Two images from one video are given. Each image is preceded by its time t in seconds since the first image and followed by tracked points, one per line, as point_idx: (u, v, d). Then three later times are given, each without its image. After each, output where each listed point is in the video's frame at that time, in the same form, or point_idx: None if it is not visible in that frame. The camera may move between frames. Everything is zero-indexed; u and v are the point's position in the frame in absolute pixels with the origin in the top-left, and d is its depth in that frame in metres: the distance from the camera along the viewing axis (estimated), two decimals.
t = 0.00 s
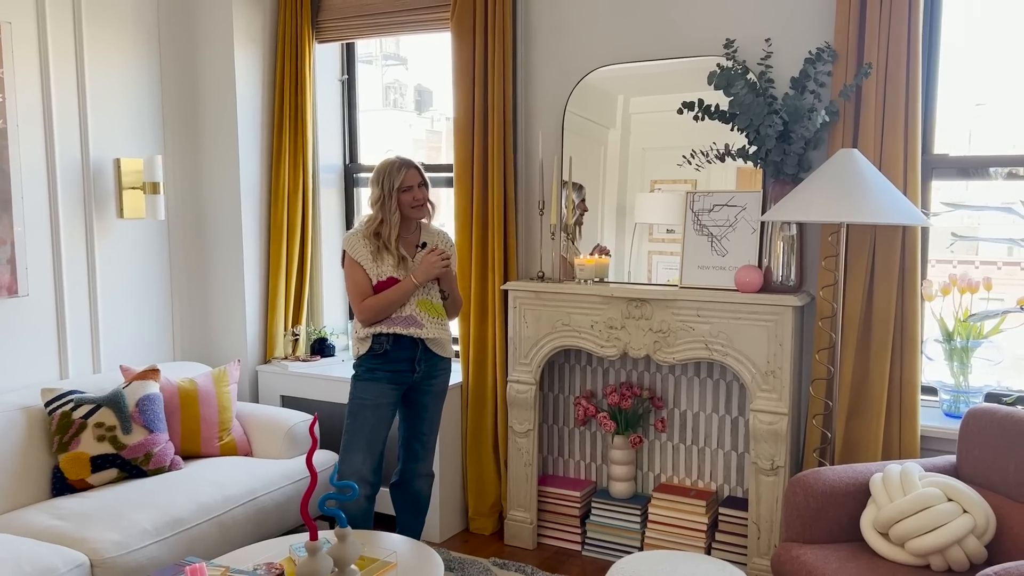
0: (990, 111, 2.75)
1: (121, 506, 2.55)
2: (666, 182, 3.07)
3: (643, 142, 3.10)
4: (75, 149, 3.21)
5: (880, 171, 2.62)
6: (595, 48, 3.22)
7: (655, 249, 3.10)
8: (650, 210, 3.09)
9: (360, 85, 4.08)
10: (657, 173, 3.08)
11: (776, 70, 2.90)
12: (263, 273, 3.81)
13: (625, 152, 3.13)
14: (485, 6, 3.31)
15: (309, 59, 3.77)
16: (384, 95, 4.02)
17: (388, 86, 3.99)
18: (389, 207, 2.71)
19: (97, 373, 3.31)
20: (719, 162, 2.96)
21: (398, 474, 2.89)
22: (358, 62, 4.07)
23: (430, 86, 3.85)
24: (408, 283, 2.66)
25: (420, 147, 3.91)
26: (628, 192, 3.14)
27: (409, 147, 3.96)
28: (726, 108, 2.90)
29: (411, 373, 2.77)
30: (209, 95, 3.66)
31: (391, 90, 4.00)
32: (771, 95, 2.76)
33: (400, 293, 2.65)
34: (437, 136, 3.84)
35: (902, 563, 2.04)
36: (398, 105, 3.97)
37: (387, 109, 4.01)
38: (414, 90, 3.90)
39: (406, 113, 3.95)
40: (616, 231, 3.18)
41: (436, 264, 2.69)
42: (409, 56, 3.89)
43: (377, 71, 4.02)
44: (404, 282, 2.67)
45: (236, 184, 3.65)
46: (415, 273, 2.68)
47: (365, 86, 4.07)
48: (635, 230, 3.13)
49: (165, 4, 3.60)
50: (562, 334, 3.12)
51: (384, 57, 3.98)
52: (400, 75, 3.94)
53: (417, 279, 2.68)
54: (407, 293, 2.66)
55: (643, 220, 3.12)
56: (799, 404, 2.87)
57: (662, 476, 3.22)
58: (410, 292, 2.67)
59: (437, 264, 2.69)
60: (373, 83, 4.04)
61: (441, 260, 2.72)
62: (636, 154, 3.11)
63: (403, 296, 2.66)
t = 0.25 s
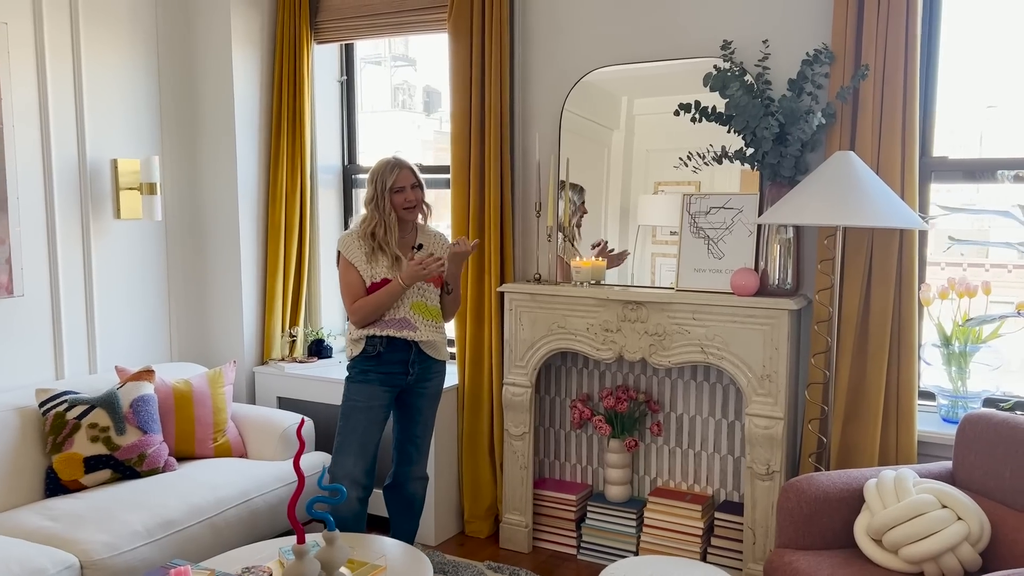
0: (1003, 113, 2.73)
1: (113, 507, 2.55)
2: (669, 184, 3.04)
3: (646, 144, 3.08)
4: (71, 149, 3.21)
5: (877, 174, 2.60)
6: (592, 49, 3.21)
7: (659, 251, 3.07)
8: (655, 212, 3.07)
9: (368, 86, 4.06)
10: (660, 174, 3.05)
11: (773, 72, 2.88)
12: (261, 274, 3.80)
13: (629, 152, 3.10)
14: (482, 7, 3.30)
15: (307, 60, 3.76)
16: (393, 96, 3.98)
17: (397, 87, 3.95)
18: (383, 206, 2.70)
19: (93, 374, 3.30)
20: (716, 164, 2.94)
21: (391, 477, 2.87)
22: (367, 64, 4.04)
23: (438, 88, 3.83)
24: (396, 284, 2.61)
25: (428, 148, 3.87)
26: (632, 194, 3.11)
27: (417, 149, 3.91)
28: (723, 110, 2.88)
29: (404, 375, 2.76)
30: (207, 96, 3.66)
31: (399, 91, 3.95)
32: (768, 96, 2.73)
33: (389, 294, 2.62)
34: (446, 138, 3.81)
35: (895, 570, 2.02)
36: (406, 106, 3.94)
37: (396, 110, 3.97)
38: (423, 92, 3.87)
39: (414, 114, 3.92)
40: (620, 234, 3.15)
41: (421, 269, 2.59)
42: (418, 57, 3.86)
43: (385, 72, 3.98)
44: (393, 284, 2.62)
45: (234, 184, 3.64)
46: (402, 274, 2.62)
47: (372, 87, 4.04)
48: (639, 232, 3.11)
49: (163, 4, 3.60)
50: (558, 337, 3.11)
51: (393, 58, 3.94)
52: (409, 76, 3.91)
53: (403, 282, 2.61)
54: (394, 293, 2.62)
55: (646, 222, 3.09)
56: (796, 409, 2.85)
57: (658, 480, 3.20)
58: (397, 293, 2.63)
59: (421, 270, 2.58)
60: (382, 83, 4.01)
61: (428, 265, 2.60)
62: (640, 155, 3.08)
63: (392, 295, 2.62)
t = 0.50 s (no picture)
0: (1016, 114, 2.70)
1: (110, 507, 2.55)
2: (676, 185, 3.02)
3: (654, 143, 3.05)
4: (73, 150, 3.22)
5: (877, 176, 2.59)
6: (592, 49, 3.19)
7: (665, 252, 3.05)
8: (660, 213, 3.05)
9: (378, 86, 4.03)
10: (667, 174, 3.03)
11: (774, 72, 2.86)
12: (263, 274, 3.81)
13: (636, 153, 3.08)
14: (484, 7, 3.30)
15: (309, 61, 3.76)
16: (404, 97, 3.95)
17: (408, 87, 3.92)
18: (382, 206, 2.66)
19: (94, 373, 3.31)
20: (716, 165, 2.92)
21: (389, 478, 2.85)
22: (377, 64, 4.02)
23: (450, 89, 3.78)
24: (395, 288, 2.57)
25: (439, 149, 3.82)
26: (638, 194, 3.09)
27: (428, 149, 3.86)
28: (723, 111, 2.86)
29: (404, 376, 2.73)
30: (210, 97, 3.66)
31: (410, 91, 3.92)
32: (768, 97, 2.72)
33: (389, 297, 2.58)
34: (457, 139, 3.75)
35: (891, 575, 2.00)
36: (417, 107, 3.91)
37: (407, 111, 3.94)
38: (434, 92, 3.83)
39: (425, 114, 3.88)
40: (626, 236, 3.13)
41: (420, 277, 2.53)
42: (429, 58, 3.83)
43: (396, 72, 3.95)
44: (392, 287, 2.58)
45: (236, 184, 3.65)
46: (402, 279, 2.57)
47: (383, 88, 4.01)
48: (645, 233, 3.08)
49: (165, 5, 3.61)
50: (557, 338, 3.10)
51: (404, 59, 3.91)
52: (421, 77, 3.88)
53: (403, 287, 2.56)
54: (394, 297, 2.58)
55: (652, 223, 3.07)
56: (796, 412, 2.83)
57: (658, 483, 3.19)
58: (396, 297, 2.59)
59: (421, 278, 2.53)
60: (393, 84, 3.97)
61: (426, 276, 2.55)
62: (647, 156, 3.06)
63: (391, 298, 2.59)
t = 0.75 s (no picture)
0: None
1: (111, 505, 2.56)
2: (683, 185, 2.99)
3: (662, 144, 3.02)
4: (77, 149, 3.24)
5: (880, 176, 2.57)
6: (595, 49, 3.19)
7: (672, 252, 3.02)
8: (666, 214, 3.03)
9: (389, 85, 4.02)
10: (675, 174, 3.00)
11: (776, 72, 2.85)
12: (266, 273, 3.81)
13: (643, 153, 3.05)
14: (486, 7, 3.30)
15: (313, 60, 3.77)
16: (414, 97, 3.94)
17: (418, 87, 3.91)
18: (384, 206, 2.66)
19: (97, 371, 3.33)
20: (718, 165, 2.91)
21: (391, 477, 2.83)
22: (388, 64, 4.01)
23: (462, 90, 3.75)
24: (398, 289, 2.57)
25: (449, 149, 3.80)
26: (646, 194, 3.06)
27: (438, 149, 3.85)
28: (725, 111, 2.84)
29: (406, 376, 2.71)
30: (214, 96, 3.67)
31: (420, 91, 3.92)
32: (770, 97, 2.71)
33: (392, 297, 2.57)
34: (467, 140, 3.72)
35: None
36: (427, 107, 3.89)
37: (417, 111, 3.93)
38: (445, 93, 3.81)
39: (435, 114, 3.85)
40: (633, 237, 3.10)
41: (423, 279, 2.54)
42: (439, 57, 3.82)
43: (407, 72, 3.94)
44: (395, 287, 2.58)
45: (239, 184, 3.66)
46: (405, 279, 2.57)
47: (394, 88, 4.00)
48: (651, 234, 3.06)
49: (170, 5, 3.62)
50: (559, 338, 3.10)
51: (414, 58, 3.91)
52: (431, 77, 3.87)
53: (406, 288, 2.55)
54: (397, 298, 2.57)
55: (659, 223, 3.04)
56: (797, 413, 2.82)
57: (659, 484, 3.18)
58: (399, 298, 2.58)
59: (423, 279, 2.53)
60: (403, 84, 3.97)
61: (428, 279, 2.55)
62: (654, 156, 3.03)
63: (394, 299, 2.58)
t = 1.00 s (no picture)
0: None
1: (115, 502, 2.57)
2: (692, 184, 2.97)
3: (669, 143, 3.01)
4: (84, 148, 3.26)
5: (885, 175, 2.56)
6: (600, 47, 3.18)
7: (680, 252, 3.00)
8: (673, 213, 3.01)
9: (399, 84, 4.00)
10: (683, 174, 2.98)
11: (781, 70, 2.84)
12: (272, 272, 3.83)
13: (650, 153, 3.04)
14: (491, 6, 3.30)
15: (319, 60, 3.78)
16: (424, 96, 3.92)
17: (430, 87, 3.89)
18: (388, 204, 2.66)
19: (104, 369, 3.35)
20: (723, 163, 2.90)
21: (394, 475, 2.83)
22: (399, 63, 3.98)
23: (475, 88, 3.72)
24: (402, 287, 2.57)
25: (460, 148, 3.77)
26: (653, 193, 3.04)
27: (449, 148, 3.84)
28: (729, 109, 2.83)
29: (409, 374, 2.71)
30: (221, 95, 3.69)
31: (431, 90, 3.89)
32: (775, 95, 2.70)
33: (396, 295, 2.57)
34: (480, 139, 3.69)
35: None
36: (438, 106, 3.87)
37: (427, 110, 3.91)
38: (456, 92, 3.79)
39: (446, 113, 3.84)
40: (641, 236, 3.08)
41: (428, 278, 2.52)
42: (450, 57, 3.78)
43: (417, 71, 3.91)
44: (398, 286, 2.58)
45: (245, 182, 3.67)
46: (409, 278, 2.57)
47: (403, 87, 3.98)
48: (659, 233, 3.04)
49: (177, 4, 3.63)
50: (562, 337, 3.09)
51: (425, 58, 3.88)
52: (442, 76, 3.84)
53: (410, 287, 2.55)
54: (401, 297, 2.57)
55: (666, 223, 3.03)
56: (801, 413, 2.81)
57: (663, 483, 3.17)
58: (403, 296, 2.57)
59: (427, 278, 2.52)
60: (413, 83, 3.94)
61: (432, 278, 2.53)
62: (662, 155, 3.02)
63: (398, 298, 2.57)
